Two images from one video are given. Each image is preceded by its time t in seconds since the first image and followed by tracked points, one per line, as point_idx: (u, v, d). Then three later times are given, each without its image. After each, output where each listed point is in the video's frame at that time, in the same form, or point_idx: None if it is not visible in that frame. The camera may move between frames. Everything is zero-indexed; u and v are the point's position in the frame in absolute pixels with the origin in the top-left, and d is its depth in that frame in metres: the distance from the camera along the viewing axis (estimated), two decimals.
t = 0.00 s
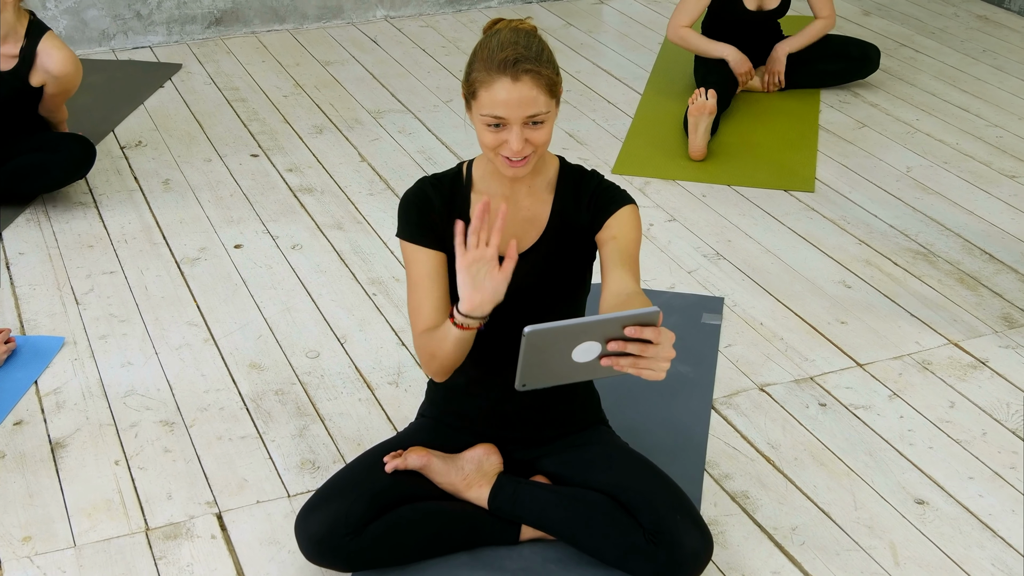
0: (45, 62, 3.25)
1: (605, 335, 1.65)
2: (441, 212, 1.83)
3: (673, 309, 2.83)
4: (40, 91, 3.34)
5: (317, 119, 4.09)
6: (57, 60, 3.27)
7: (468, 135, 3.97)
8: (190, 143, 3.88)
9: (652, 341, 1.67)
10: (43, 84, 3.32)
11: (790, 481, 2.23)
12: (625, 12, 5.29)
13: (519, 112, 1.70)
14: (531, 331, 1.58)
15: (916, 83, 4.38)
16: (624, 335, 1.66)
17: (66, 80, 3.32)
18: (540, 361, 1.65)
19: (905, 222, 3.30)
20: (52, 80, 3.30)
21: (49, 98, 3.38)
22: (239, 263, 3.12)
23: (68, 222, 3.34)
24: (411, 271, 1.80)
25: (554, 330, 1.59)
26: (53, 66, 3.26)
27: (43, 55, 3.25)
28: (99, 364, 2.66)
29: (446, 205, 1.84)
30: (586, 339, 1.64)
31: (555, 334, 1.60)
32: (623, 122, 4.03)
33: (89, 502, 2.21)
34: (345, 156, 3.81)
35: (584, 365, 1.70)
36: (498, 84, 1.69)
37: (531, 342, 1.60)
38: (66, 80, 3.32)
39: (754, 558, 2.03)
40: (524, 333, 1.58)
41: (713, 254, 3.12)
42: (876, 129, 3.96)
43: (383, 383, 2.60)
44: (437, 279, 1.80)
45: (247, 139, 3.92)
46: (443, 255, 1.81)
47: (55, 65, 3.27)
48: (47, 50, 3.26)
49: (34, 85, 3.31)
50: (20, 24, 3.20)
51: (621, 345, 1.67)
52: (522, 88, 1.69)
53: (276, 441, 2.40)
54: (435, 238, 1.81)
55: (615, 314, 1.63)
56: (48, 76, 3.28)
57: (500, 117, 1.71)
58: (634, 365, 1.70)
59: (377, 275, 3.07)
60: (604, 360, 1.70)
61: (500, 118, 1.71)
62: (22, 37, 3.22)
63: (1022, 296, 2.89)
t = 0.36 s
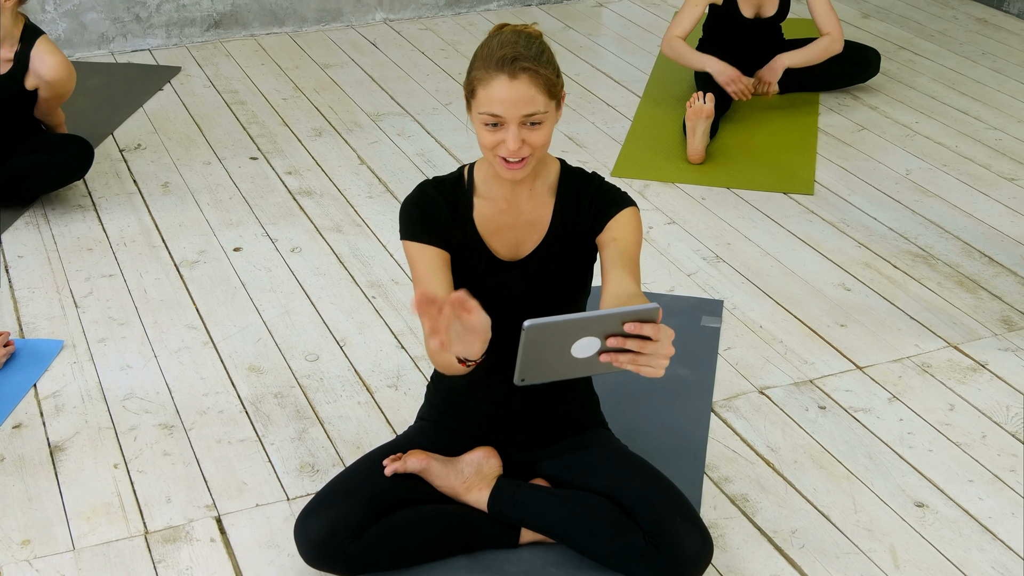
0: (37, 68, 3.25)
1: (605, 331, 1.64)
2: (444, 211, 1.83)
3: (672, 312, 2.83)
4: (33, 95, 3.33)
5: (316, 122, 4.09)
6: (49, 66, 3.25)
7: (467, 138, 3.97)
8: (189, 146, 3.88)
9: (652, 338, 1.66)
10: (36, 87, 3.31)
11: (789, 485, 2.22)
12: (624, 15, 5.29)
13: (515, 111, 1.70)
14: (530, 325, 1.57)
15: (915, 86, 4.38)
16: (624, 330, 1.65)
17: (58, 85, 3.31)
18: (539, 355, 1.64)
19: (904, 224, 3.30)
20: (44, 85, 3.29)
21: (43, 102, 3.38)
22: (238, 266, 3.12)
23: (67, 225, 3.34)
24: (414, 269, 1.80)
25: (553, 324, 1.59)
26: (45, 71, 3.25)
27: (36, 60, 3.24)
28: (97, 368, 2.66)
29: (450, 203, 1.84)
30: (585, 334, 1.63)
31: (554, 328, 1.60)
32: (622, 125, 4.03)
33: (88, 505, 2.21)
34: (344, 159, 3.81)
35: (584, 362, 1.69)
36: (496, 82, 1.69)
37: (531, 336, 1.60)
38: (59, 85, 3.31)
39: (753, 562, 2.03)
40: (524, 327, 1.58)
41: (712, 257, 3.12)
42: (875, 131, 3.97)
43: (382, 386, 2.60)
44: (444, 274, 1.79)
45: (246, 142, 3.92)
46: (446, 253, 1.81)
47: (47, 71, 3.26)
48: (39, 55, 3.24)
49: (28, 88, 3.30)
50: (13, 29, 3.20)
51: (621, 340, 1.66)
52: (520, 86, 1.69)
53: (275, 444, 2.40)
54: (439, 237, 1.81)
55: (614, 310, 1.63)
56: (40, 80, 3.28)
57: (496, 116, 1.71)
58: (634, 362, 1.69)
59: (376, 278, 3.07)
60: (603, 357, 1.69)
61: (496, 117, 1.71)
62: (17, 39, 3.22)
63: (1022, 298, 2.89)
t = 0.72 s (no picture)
0: (27, 69, 3.26)
1: (601, 321, 1.63)
2: (451, 210, 1.82)
3: (672, 315, 2.83)
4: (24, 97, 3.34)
5: (316, 125, 4.09)
6: (39, 67, 3.27)
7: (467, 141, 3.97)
8: (189, 149, 3.87)
9: (648, 330, 1.65)
10: (26, 89, 3.32)
11: (790, 488, 2.22)
12: (624, 18, 5.30)
13: (484, 108, 1.70)
14: (528, 313, 1.55)
15: (915, 89, 4.38)
16: (621, 322, 1.64)
17: (48, 88, 3.32)
18: (535, 344, 1.62)
19: (904, 227, 3.30)
20: (34, 86, 3.30)
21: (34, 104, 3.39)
22: (238, 269, 3.12)
23: (66, 229, 3.34)
24: (419, 263, 1.79)
25: (552, 313, 1.57)
26: (34, 72, 3.27)
27: (26, 62, 3.26)
28: (97, 371, 2.66)
29: (458, 200, 1.84)
30: (582, 324, 1.61)
31: (550, 317, 1.58)
32: (621, 128, 4.03)
33: (88, 509, 2.21)
34: (344, 162, 3.80)
35: (579, 351, 1.67)
36: (472, 78, 1.70)
37: (526, 325, 1.57)
38: (49, 87, 3.32)
39: (754, 565, 2.02)
40: (520, 316, 1.56)
41: (712, 260, 3.12)
42: (875, 134, 3.97)
43: (382, 389, 2.60)
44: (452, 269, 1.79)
45: (245, 145, 3.92)
46: (451, 249, 1.80)
47: (37, 73, 3.28)
48: (29, 57, 3.26)
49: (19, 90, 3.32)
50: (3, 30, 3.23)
51: (617, 332, 1.65)
52: (490, 84, 1.68)
53: (274, 447, 2.40)
54: (448, 236, 1.81)
55: (611, 300, 1.61)
56: (30, 82, 3.29)
57: (470, 112, 1.71)
58: (630, 354, 1.68)
59: (376, 281, 3.07)
60: (599, 347, 1.67)
61: (471, 114, 1.72)
62: (8, 41, 3.25)
63: (1022, 301, 2.89)
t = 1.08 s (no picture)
0: (21, 67, 3.24)
1: (602, 317, 1.62)
2: (457, 211, 1.82)
3: (673, 318, 2.83)
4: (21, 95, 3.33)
5: (316, 127, 4.09)
6: (33, 64, 3.24)
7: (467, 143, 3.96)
8: (189, 151, 3.87)
9: (648, 327, 1.65)
10: (22, 88, 3.30)
11: (790, 490, 2.22)
12: (623, 20, 5.30)
13: (462, 107, 1.72)
14: (529, 305, 1.54)
15: (915, 91, 4.38)
16: (621, 317, 1.63)
17: (43, 84, 3.29)
18: (535, 337, 1.61)
19: (904, 229, 3.30)
20: (29, 84, 3.28)
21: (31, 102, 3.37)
22: (238, 271, 3.12)
23: (66, 231, 3.33)
24: (424, 261, 1.79)
25: (553, 307, 1.56)
26: (29, 69, 3.24)
27: (19, 59, 3.23)
28: (97, 373, 2.66)
29: (464, 202, 1.84)
30: (583, 318, 1.60)
31: (552, 312, 1.57)
32: (621, 130, 4.03)
33: (88, 512, 2.20)
34: (344, 164, 3.80)
35: (578, 348, 1.66)
36: (461, 77, 1.72)
37: (527, 319, 1.56)
38: (44, 84, 3.30)
39: (755, 568, 2.02)
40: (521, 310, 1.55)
41: (713, 262, 3.12)
42: (875, 136, 3.97)
43: (382, 392, 2.60)
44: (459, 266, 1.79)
45: (245, 147, 3.92)
46: (456, 248, 1.81)
47: (31, 69, 3.25)
48: (22, 54, 3.24)
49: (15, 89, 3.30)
50: None
51: (618, 328, 1.64)
52: (469, 83, 1.70)
53: (275, 450, 2.39)
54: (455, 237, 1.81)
55: (613, 296, 1.60)
56: (25, 80, 3.27)
57: (454, 110, 1.74)
58: (629, 350, 1.67)
59: (376, 284, 3.07)
60: (599, 343, 1.66)
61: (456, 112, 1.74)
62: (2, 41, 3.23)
63: (1023, 304, 2.89)
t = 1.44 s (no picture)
0: (16, 66, 3.22)
1: (606, 317, 1.62)
2: (461, 212, 1.82)
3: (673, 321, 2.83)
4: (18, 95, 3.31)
5: (316, 130, 4.09)
6: (28, 63, 3.23)
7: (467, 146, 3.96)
8: (189, 154, 3.87)
9: (653, 327, 1.65)
10: (18, 87, 3.28)
11: (790, 493, 2.22)
12: (623, 23, 5.30)
13: (457, 105, 1.73)
14: (532, 308, 1.54)
15: (915, 94, 4.38)
16: (625, 318, 1.63)
17: (39, 83, 3.27)
18: (539, 340, 1.60)
19: (905, 232, 3.30)
20: (25, 83, 3.26)
21: (28, 101, 3.35)
22: (238, 274, 3.12)
23: (66, 234, 3.33)
24: (425, 259, 1.79)
25: (557, 309, 1.55)
26: (24, 68, 3.22)
27: (14, 58, 3.21)
28: (97, 377, 2.65)
29: (468, 204, 1.84)
30: (587, 319, 1.60)
31: (556, 314, 1.56)
32: (621, 133, 4.03)
33: (87, 515, 2.20)
34: (344, 167, 3.80)
35: (583, 348, 1.66)
36: (462, 76, 1.73)
37: (531, 321, 1.56)
38: (40, 82, 3.28)
39: (755, 572, 2.02)
40: (525, 312, 1.54)
41: (713, 265, 3.12)
42: (875, 139, 3.97)
43: (382, 395, 2.59)
44: (461, 264, 1.79)
45: (245, 150, 3.92)
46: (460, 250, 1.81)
47: (27, 68, 3.23)
48: (17, 52, 3.22)
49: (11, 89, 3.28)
50: None
51: (622, 327, 1.64)
52: (466, 84, 1.71)
53: (275, 453, 2.39)
54: (458, 238, 1.81)
55: (617, 296, 1.60)
56: (21, 79, 3.25)
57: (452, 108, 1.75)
58: (633, 349, 1.67)
59: (376, 287, 3.07)
60: (603, 343, 1.66)
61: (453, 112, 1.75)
62: None
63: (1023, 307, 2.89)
